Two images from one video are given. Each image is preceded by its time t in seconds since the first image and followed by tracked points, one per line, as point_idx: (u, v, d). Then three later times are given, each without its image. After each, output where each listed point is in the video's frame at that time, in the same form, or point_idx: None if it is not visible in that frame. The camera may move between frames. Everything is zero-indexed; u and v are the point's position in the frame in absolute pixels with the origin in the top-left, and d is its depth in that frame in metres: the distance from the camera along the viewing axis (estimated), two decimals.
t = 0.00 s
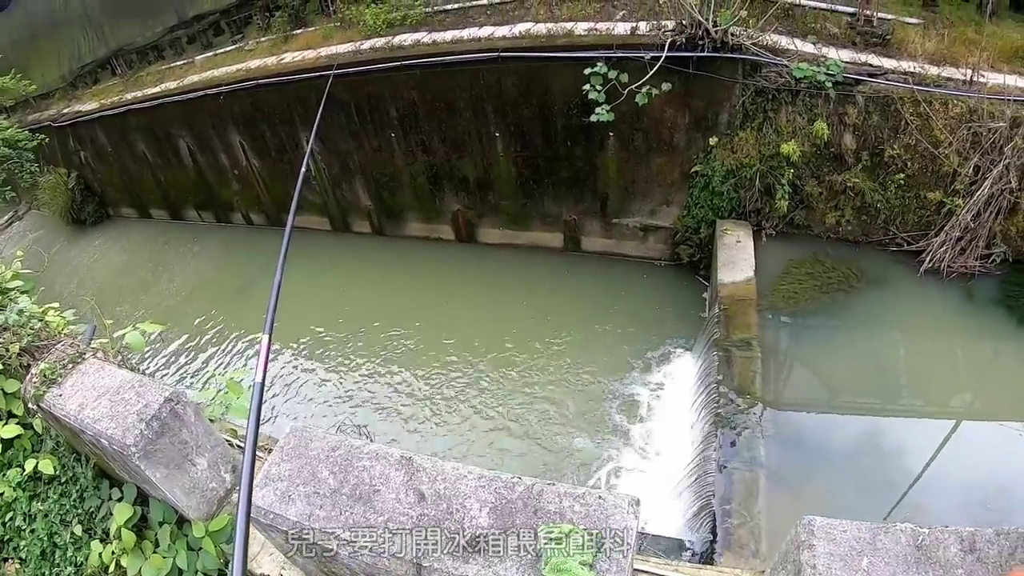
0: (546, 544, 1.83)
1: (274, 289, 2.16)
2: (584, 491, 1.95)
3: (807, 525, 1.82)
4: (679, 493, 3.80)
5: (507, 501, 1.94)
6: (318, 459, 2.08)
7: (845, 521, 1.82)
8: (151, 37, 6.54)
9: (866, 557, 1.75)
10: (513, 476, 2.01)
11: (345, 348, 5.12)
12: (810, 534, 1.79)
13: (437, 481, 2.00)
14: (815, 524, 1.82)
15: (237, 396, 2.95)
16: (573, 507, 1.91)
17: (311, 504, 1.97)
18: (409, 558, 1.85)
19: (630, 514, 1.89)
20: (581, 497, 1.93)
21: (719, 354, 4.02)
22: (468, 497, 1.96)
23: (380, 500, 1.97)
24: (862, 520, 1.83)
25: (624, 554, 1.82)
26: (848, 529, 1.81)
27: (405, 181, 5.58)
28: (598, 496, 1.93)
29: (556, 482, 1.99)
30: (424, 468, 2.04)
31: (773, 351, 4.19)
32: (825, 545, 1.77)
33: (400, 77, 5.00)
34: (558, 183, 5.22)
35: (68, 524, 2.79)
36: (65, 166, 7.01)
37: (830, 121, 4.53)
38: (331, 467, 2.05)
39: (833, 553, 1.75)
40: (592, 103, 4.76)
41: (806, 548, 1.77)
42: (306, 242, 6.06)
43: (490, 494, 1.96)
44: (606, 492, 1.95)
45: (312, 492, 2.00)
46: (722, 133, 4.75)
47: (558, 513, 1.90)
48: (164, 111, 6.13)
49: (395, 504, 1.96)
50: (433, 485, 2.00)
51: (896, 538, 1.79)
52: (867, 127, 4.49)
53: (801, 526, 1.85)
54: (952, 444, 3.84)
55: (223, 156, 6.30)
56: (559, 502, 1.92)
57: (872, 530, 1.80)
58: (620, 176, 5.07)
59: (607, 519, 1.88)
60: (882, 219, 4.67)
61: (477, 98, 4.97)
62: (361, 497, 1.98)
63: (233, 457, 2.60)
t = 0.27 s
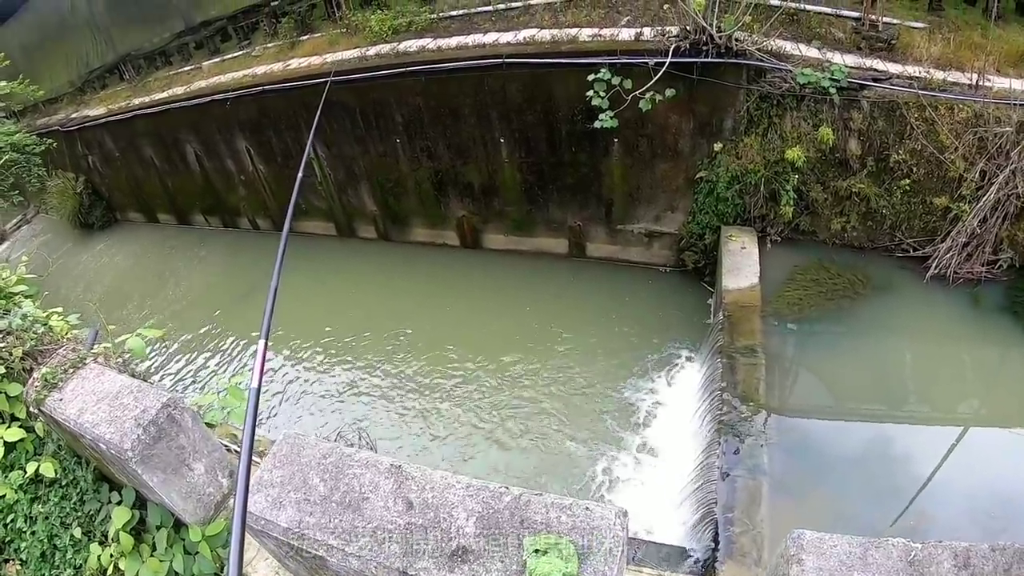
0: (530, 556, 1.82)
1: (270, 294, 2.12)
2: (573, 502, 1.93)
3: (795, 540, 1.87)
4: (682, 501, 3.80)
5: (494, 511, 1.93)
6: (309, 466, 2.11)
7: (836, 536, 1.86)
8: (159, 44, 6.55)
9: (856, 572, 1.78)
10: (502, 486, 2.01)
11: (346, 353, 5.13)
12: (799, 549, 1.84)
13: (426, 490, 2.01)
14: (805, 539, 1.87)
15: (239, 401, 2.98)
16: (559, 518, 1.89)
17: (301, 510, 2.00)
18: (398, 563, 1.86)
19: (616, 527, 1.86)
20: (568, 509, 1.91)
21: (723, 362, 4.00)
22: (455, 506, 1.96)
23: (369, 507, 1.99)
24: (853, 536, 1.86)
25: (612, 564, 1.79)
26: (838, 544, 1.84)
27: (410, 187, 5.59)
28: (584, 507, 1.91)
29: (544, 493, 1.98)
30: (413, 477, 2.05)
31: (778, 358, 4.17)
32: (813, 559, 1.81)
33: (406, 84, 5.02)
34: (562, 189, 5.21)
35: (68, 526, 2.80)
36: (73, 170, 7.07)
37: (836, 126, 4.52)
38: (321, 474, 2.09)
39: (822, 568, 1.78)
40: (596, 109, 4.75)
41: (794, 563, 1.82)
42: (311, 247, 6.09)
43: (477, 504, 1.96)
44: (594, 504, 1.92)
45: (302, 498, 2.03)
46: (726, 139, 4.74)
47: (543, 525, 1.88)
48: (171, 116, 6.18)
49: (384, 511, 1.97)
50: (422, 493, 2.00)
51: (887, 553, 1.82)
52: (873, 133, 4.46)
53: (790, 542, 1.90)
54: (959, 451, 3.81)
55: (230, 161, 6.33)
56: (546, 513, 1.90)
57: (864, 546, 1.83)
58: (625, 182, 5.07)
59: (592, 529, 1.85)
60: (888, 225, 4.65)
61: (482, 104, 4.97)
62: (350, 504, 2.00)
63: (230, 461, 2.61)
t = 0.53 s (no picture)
0: (525, 561, 1.81)
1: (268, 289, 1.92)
2: (571, 508, 1.90)
3: (795, 548, 1.87)
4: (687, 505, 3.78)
5: (491, 516, 1.92)
6: (308, 469, 2.12)
7: (835, 543, 1.87)
8: (167, 47, 6.57)
9: None
10: (499, 490, 1.99)
11: (351, 356, 5.14)
12: (798, 556, 1.85)
13: (423, 494, 2.01)
14: (804, 546, 1.88)
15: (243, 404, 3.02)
16: (556, 523, 1.87)
17: (300, 513, 2.01)
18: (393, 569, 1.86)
19: (613, 532, 1.83)
20: (566, 515, 1.88)
21: (730, 364, 3.99)
22: (452, 511, 1.95)
23: (366, 511, 1.99)
24: (853, 544, 1.86)
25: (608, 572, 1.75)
26: (838, 552, 1.84)
27: (416, 189, 5.60)
28: (581, 513, 1.88)
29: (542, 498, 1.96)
30: (411, 481, 2.05)
31: (785, 361, 4.15)
32: (812, 566, 1.81)
33: (411, 86, 5.03)
34: (568, 191, 5.21)
35: (71, 527, 2.84)
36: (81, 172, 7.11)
37: (842, 128, 4.50)
38: (320, 477, 2.09)
39: None
40: (602, 111, 4.75)
41: (792, 571, 1.83)
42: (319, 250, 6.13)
43: (474, 509, 1.95)
44: (591, 510, 1.89)
45: (301, 501, 2.04)
46: (733, 141, 4.72)
47: (539, 531, 1.86)
48: (179, 119, 6.21)
49: (381, 516, 1.98)
50: (419, 498, 2.00)
51: (888, 561, 1.81)
52: (879, 135, 4.45)
53: (789, 549, 1.90)
54: (968, 454, 3.77)
55: (236, 164, 6.35)
56: (543, 518, 1.89)
57: (864, 554, 1.83)
58: (630, 184, 5.05)
59: (589, 537, 1.82)
60: (895, 226, 4.63)
61: (488, 107, 4.97)
62: (348, 508, 2.01)
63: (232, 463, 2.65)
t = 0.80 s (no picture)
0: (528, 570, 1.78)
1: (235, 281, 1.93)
2: (576, 517, 1.89)
3: (802, 558, 1.86)
4: (694, 512, 3.75)
5: (495, 525, 1.92)
6: (312, 478, 2.12)
7: (843, 553, 1.85)
8: (173, 54, 6.63)
9: None
10: (503, 500, 1.99)
11: (358, 363, 5.15)
12: (805, 566, 1.84)
13: (427, 503, 2.00)
14: (812, 556, 1.86)
15: (249, 410, 3.09)
16: (561, 532, 1.86)
17: (303, 522, 2.01)
18: None
19: (618, 542, 1.81)
20: (571, 524, 1.87)
21: (736, 369, 3.98)
22: (456, 520, 1.95)
23: (370, 520, 1.99)
24: (861, 554, 1.84)
25: None
26: (845, 562, 1.83)
27: (422, 196, 5.60)
28: (586, 522, 1.87)
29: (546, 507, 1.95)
30: (415, 489, 2.05)
31: (792, 366, 4.13)
32: None
33: (418, 92, 5.04)
34: (574, 197, 5.19)
35: (75, 534, 2.84)
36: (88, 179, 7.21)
37: (848, 131, 4.49)
38: (324, 486, 2.09)
39: None
40: (607, 117, 4.74)
41: None
42: (326, 259, 6.18)
43: (478, 518, 1.94)
44: (596, 518, 1.88)
45: (304, 510, 2.03)
46: (738, 146, 4.71)
47: (543, 540, 1.85)
48: (186, 126, 6.24)
49: (385, 525, 1.97)
50: (423, 507, 2.00)
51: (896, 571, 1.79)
52: (885, 138, 4.43)
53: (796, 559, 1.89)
54: (977, 458, 3.74)
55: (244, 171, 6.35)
56: (548, 527, 1.88)
57: (871, 564, 1.81)
58: (636, 190, 5.04)
59: (593, 547, 1.80)
60: (902, 229, 4.59)
61: (493, 112, 4.97)
62: (351, 517, 2.00)
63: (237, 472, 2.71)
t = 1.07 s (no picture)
0: None
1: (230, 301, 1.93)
2: (587, 534, 1.88)
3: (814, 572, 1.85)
4: (704, 529, 3.71)
5: (505, 541, 1.91)
6: (322, 493, 2.11)
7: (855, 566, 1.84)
8: (184, 70, 6.73)
9: None
10: (514, 516, 1.98)
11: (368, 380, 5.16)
12: None
13: (437, 519, 1.99)
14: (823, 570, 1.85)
15: (258, 426, 3.10)
16: (572, 549, 1.84)
17: (314, 537, 2.00)
18: None
19: (630, 557, 1.80)
20: (582, 541, 1.86)
21: (747, 384, 3.96)
22: (466, 536, 1.94)
23: (380, 536, 1.98)
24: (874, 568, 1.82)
25: None
26: None
27: (430, 212, 5.61)
28: (598, 538, 1.85)
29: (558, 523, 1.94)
30: (426, 505, 2.04)
31: (802, 380, 4.10)
32: None
33: (426, 109, 5.06)
34: (583, 213, 5.19)
35: (83, 547, 2.86)
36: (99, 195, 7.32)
37: (856, 144, 4.49)
38: (334, 501, 2.09)
39: None
40: (615, 132, 4.73)
41: None
42: (335, 275, 6.20)
43: (489, 534, 1.94)
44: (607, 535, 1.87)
45: (315, 525, 2.03)
46: (747, 160, 4.71)
47: (554, 556, 1.84)
48: (196, 142, 6.29)
49: (396, 540, 1.97)
50: (433, 523, 1.99)
51: None
52: (893, 150, 4.42)
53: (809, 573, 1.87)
54: (989, 470, 3.70)
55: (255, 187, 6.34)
56: (560, 544, 1.87)
57: None
58: (645, 205, 5.02)
59: (605, 564, 1.79)
60: (911, 241, 4.58)
61: (502, 129, 4.99)
62: (362, 532, 2.00)
63: (246, 487, 2.69)
